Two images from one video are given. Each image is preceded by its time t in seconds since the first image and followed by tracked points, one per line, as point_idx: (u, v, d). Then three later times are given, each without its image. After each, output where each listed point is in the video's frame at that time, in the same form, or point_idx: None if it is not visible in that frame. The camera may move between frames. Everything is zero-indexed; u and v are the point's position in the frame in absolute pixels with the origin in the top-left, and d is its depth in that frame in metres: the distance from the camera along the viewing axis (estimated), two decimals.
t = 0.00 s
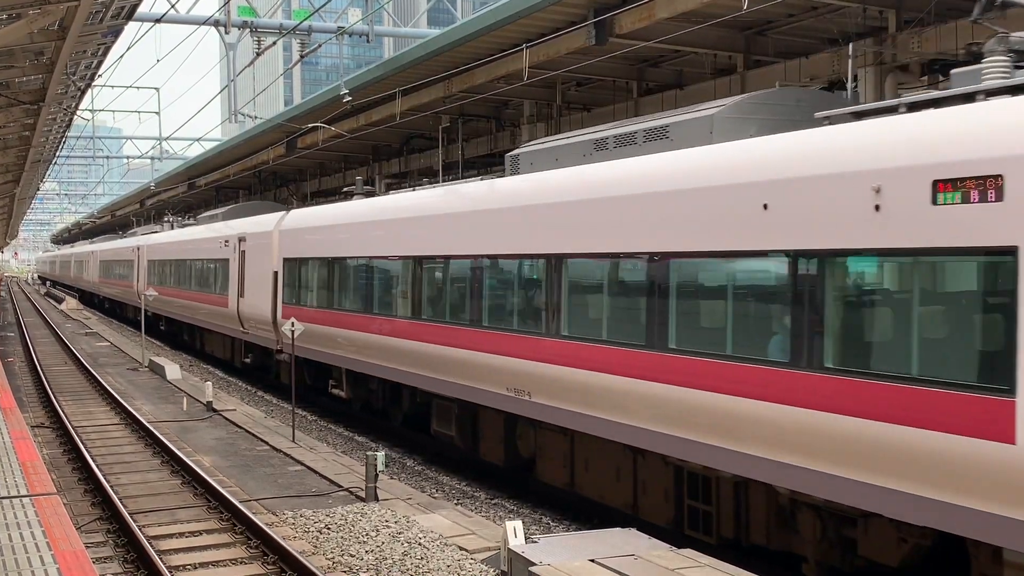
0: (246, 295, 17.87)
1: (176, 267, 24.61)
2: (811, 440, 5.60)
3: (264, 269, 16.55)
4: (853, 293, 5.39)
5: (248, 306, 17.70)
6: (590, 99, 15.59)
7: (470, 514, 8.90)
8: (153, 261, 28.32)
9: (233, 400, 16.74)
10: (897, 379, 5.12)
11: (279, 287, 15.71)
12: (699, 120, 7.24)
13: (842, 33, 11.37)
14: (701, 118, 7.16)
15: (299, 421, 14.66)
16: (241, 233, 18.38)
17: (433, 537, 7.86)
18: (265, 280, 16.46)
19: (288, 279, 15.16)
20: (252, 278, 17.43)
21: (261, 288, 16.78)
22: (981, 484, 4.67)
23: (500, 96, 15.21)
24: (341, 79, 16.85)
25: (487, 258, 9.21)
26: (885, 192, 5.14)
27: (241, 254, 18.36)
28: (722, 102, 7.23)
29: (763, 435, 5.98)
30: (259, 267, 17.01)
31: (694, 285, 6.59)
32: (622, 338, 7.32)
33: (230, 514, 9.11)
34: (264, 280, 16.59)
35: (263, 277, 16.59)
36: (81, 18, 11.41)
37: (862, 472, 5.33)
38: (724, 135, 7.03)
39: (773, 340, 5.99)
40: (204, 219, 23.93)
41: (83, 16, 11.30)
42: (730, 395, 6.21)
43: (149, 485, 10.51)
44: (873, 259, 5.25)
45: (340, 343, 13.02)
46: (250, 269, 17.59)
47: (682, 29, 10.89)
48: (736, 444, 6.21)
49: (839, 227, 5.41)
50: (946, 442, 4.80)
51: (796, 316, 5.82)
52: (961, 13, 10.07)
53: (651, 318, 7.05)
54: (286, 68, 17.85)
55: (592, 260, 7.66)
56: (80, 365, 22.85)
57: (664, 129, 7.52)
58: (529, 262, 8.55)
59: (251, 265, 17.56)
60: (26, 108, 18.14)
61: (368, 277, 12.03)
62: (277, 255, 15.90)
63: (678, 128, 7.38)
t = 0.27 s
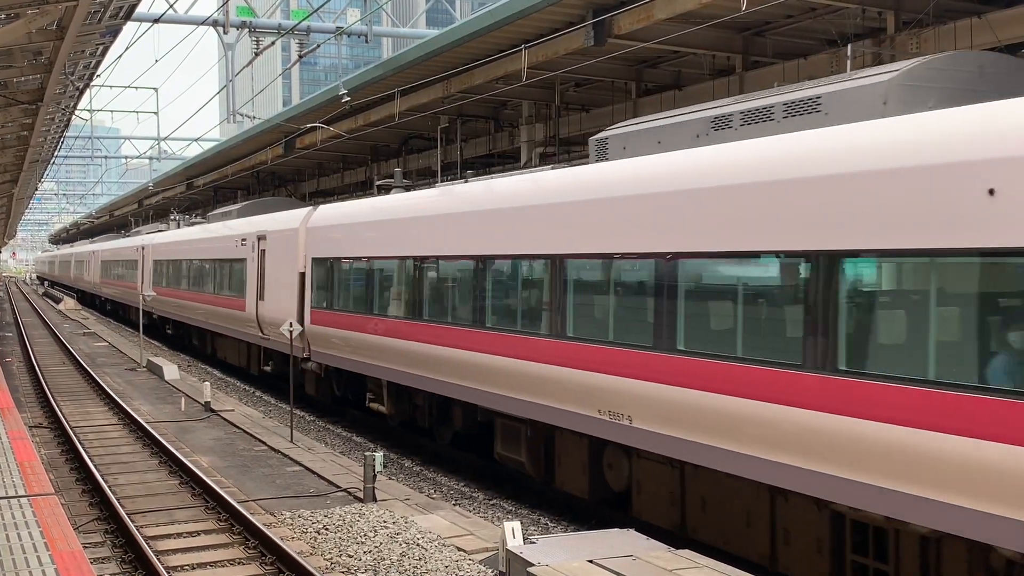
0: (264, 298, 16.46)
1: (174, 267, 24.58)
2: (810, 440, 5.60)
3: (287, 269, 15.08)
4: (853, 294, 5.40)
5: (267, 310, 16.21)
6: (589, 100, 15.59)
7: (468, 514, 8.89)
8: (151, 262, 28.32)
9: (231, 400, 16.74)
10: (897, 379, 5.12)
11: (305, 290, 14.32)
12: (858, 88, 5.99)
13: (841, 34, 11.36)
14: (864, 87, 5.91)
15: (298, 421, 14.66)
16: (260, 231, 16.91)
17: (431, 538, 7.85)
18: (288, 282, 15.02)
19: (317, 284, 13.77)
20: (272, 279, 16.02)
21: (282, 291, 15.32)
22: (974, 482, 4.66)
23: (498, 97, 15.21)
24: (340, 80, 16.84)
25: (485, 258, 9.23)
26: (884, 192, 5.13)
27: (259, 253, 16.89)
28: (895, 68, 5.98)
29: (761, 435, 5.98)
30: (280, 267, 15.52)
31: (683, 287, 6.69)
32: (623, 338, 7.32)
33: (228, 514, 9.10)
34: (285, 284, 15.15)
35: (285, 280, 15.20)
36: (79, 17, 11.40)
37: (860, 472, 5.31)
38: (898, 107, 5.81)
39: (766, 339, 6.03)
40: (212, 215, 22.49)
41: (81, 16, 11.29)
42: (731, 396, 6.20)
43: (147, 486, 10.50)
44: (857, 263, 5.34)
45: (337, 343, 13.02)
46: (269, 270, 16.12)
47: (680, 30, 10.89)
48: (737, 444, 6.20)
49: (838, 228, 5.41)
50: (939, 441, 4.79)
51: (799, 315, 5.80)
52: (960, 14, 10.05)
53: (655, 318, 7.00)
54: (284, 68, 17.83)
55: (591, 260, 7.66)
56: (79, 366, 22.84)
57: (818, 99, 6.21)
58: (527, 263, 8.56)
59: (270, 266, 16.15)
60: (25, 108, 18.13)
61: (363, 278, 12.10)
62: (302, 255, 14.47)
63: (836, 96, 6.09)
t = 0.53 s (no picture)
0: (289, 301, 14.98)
1: (172, 266, 24.56)
2: (808, 441, 5.63)
3: (317, 269, 13.62)
4: (850, 295, 5.42)
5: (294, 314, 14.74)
6: (587, 100, 15.60)
7: (466, 514, 8.89)
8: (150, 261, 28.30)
9: (229, 400, 16.74)
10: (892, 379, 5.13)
11: (341, 292, 12.91)
12: None
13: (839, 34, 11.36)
14: None
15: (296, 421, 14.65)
16: (284, 228, 15.43)
17: (429, 538, 7.86)
18: (320, 283, 13.55)
19: (355, 287, 12.37)
20: (297, 281, 14.57)
21: (311, 293, 13.90)
22: (973, 483, 4.69)
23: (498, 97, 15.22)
24: (338, 79, 16.82)
25: (482, 259, 9.24)
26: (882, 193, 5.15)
27: (282, 252, 15.44)
28: None
29: (759, 435, 6.00)
30: (308, 266, 14.05)
31: (680, 287, 6.71)
32: (620, 338, 7.34)
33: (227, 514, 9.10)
34: (315, 285, 13.69)
35: (314, 281, 13.73)
36: (77, 17, 11.39)
37: (860, 473, 5.35)
38: None
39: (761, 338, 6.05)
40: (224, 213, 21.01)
41: (80, 15, 11.29)
42: (727, 396, 6.21)
43: (146, 486, 10.49)
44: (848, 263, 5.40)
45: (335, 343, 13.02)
46: (295, 270, 14.69)
47: (679, 30, 10.89)
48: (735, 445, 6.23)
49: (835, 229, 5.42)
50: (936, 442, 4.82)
51: (795, 315, 5.82)
52: (958, 14, 10.06)
53: (653, 318, 7.02)
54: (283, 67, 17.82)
55: (588, 261, 7.67)
56: (77, 365, 22.81)
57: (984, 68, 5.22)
58: (525, 263, 8.57)
59: (295, 266, 14.71)
60: (23, 108, 18.10)
61: (361, 278, 12.13)
62: (336, 254, 13.00)
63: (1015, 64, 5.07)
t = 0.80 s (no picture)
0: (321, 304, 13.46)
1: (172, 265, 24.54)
2: (807, 440, 5.64)
3: (356, 266, 12.11)
4: (852, 297, 5.42)
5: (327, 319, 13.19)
6: (587, 99, 15.58)
7: (467, 513, 8.89)
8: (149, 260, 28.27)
9: (229, 399, 16.72)
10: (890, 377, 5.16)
11: (385, 292, 11.40)
12: None
13: (840, 34, 11.36)
14: None
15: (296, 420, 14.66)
16: (315, 224, 13.97)
17: (429, 537, 7.86)
18: (360, 282, 12.01)
19: (403, 289, 10.91)
20: (330, 281, 13.07)
21: (348, 294, 12.37)
22: (972, 482, 4.71)
23: (497, 96, 15.20)
24: (338, 79, 16.81)
25: (481, 258, 9.27)
26: (883, 193, 5.16)
27: (314, 251, 13.96)
28: None
29: (759, 435, 6.01)
30: (344, 264, 12.55)
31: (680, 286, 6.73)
32: (619, 338, 7.36)
33: (226, 514, 9.09)
34: (353, 285, 12.17)
35: (352, 280, 12.21)
36: (76, 16, 11.39)
37: (859, 472, 5.36)
38: None
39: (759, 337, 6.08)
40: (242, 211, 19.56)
41: (79, 14, 11.30)
42: (727, 395, 6.22)
43: (147, 485, 10.47)
44: (846, 261, 5.42)
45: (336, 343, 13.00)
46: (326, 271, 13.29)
47: (678, 30, 10.90)
48: (734, 444, 6.24)
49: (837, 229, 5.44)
50: (936, 440, 4.84)
51: (795, 314, 5.83)
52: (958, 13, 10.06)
53: (653, 317, 7.03)
54: (283, 67, 17.80)
55: (586, 260, 7.69)
56: (77, 364, 22.80)
57: None
58: (525, 262, 8.59)
59: (328, 265, 13.22)
60: (23, 107, 18.08)
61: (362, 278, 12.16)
62: (380, 250, 11.59)
63: None
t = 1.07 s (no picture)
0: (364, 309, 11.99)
1: (172, 264, 24.54)
2: (806, 439, 5.60)
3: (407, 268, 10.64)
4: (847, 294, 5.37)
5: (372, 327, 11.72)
6: (587, 98, 15.57)
7: (467, 513, 8.88)
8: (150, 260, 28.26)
9: (229, 398, 16.70)
10: (885, 375, 5.10)
11: (446, 299, 9.94)
12: None
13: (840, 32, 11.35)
14: None
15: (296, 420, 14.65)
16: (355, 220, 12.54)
17: (429, 536, 7.86)
18: (413, 287, 10.51)
19: (465, 294, 9.48)
20: (374, 285, 11.66)
21: (397, 299, 10.91)
22: (972, 480, 4.67)
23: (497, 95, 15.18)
24: (337, 78, 16.79)
25: (477, 257, 9.24)
26: (881, 190, 5.13)
27: (353, 250, 12.54)
28: None
29: (756, 434, 5.97)
30: (391, 264, 11.09)
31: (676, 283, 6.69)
32: (615, 336, 7.31)
33: (226, 513, 9.07)
34: (404, 289, 10.72)
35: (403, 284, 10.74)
36: (76, 15, 11.39)
37: (859, 471, 5.33)
38: None
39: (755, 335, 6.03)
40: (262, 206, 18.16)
41: (80, 14, 11.30)
42: (724, 394, 6.18)
43: (147, 485, 10.45)
44: (844, 259, 5.37)
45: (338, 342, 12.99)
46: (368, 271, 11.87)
47: (678, 29, 10.88)
48: (733, 443, 6.20)
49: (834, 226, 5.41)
50: (935, 439, 4.79)
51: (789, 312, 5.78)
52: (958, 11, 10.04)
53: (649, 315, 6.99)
54: (282, 65, 17.80)
55: (582, 259, 7.65)
56: (77, 364, 22.79)
57: None
58: (522, 261, 8.55)
59: (371, 266, 11.79)
60: (23, 106, 18.06)
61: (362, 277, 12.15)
62: (438, 247, 10.14)
63: None
